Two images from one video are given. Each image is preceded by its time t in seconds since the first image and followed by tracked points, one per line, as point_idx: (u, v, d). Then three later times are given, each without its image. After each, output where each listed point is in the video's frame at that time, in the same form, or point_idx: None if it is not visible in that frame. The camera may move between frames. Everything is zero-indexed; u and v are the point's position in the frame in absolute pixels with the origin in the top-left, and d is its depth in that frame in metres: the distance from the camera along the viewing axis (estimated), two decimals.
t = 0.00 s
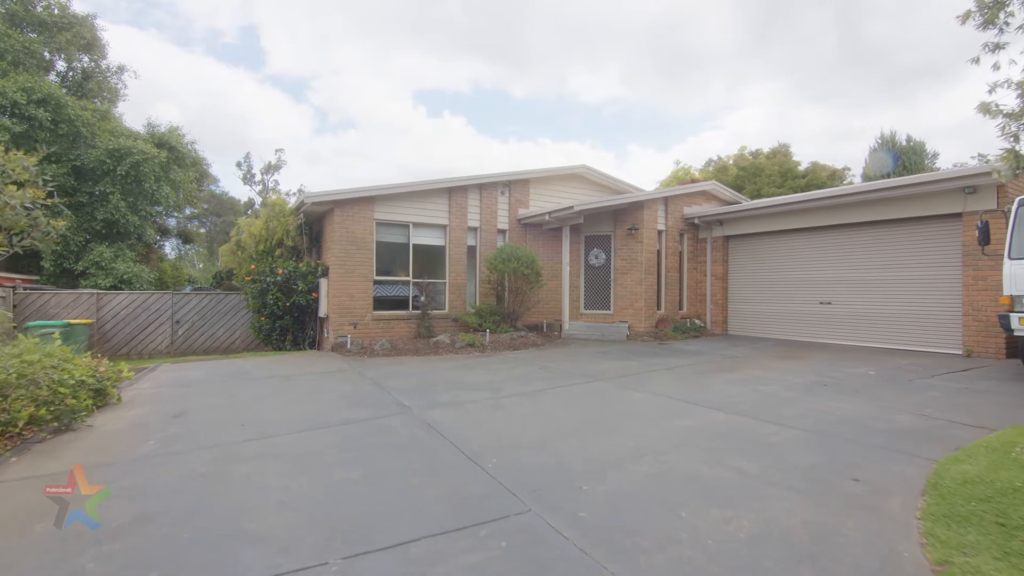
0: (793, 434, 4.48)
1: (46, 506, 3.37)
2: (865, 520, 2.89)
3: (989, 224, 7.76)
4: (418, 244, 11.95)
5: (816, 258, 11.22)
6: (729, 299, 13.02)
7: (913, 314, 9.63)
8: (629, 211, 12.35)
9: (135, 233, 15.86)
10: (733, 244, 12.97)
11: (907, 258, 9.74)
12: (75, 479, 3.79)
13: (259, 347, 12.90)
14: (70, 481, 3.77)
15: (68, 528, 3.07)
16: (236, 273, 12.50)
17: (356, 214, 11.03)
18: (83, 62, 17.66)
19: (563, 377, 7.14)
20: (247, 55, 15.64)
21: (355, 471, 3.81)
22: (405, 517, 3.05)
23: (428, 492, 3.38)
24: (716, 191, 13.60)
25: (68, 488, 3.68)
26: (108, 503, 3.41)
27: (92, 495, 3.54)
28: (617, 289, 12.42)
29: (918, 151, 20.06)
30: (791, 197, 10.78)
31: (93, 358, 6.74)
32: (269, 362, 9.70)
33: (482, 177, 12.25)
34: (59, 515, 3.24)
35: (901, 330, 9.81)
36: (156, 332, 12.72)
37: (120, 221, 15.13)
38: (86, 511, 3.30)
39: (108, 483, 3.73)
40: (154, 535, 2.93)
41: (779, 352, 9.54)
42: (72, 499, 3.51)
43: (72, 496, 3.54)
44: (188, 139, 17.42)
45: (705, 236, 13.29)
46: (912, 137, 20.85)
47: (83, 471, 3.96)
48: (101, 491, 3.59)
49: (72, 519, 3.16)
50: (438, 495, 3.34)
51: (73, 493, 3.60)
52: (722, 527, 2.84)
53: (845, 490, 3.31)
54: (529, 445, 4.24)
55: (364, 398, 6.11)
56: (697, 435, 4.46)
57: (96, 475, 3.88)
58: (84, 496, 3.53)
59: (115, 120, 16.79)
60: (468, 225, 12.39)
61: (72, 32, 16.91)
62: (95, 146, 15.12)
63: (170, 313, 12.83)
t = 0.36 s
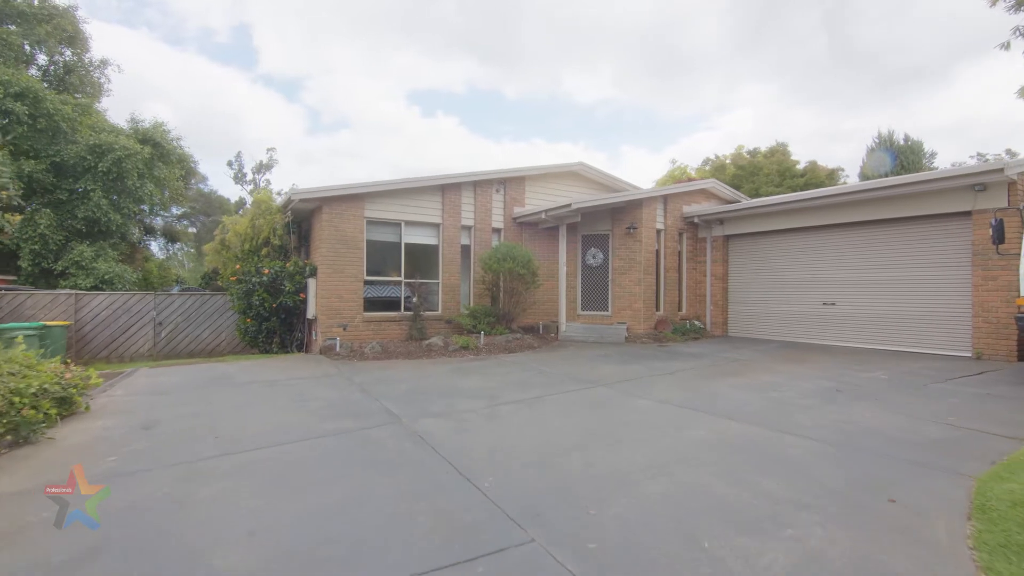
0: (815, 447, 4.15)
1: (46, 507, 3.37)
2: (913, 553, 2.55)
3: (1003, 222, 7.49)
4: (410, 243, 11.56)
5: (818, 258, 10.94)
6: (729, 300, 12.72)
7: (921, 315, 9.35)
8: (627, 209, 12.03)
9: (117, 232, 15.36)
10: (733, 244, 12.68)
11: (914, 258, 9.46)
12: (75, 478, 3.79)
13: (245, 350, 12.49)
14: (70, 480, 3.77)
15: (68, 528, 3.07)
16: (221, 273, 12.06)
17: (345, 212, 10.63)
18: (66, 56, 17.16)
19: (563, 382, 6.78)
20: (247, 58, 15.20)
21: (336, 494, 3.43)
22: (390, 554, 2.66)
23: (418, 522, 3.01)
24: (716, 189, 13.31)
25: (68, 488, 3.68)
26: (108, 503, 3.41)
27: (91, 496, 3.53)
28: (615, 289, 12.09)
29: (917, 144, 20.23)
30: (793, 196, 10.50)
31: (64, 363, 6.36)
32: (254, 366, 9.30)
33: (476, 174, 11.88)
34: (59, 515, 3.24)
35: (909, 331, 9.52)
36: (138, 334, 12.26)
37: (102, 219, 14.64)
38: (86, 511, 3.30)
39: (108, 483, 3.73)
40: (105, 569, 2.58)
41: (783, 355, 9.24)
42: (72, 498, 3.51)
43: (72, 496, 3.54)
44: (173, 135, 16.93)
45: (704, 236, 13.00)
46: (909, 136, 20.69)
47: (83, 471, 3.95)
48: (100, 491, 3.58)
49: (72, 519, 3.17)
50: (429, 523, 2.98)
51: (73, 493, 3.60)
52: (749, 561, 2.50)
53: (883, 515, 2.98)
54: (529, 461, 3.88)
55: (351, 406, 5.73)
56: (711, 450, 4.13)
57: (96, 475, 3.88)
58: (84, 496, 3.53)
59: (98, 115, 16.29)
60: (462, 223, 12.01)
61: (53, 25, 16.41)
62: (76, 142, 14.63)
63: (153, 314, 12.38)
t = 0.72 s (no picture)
0: (837, 462, 3.81)
1: (38, 510, 3.27)
2: None
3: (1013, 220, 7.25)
4: (399, 242, 11.17)
5: (819, 258, 10.68)
6: (727, 301, 12.45)
7: (925, 316, 9.10)
8: (623, 207, 11.72)
9: (96, 230, 14.82)
10: (731, 243, 12.41)
11: (918, 257, 9.20)
12: (75, 478, 3.76)
13: (228, 353, 12.02)
14: (70, 480, 3.74)
15: (68, 528, 3.04)
16: (202, 272, 11.59)
17: (332, 209, 10.22)
18: (43, 48, 16.59)
19: (559, 387, 6.42)
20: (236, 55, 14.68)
21: (310, 519, 3.05)
22: None
23: (402, 552, 2.64)
24: (713, 187, 13.04)
25: (68, 487, 3.65)
26: (108, 502, 3.38)
27: (91, 496, 3.50)
28: (611, 289, 11.77)
29: (912, 143, 20.15)
30: (793, 194, 10.23)
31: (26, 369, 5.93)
32: (235, 369, 8.87)
33: (468, 171, 11.51)
34: (59, 515, 3.21)
35: (913, 333, 9.27)
36: (115, 337, 11.76)
37: (79, 217, 14.10)
38: (86, 511, 3.28)
39: (108, 483, 3.70)
40: None
41: (785, 357, 8.96)
42: (72, 498, 3.47)
43: (71, 496, 3.51)
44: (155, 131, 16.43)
45: (701, 235, 12.72)
46: (903, 136, 20.60)
47: (83, 471, 3.91)
48: (100, 491, 3.55)
49: (72, 519, 3.14)
50: (411, 559, 2.57)
51: (73, 493, 3.57)
52: None
53: (926, 543, 2.64)
54: (527, 479, 3.50)
55: (333, 415, 5.33)
56: (725, 464, 3.78)
57: (97, 475, 3.85)
58: (84, 496, 3.50)
59: (76, 109, 15.73)
60: (453, 222, 11.63)
61: (29, 15, 15.83)
62: (52, 137, 14.10)
63: (131, 316, 11.88)
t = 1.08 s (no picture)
0: (863, 478, 3.50)
1: None
2: None
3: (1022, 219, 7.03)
4: (387, 241, 10.75)
5: (817, 258, 10.44)
6: (723, 302, 12.19)
7: (928, 318, 8.88)
8: (618, 206, 11.41)
9: (69, 228, 14.22)
10: (727, 243, 12.15)
11: (920, 257, 8.98)
12: (75, 479, 3.72)
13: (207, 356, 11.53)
14: (70, 480, 3.71)
15: (67, 528, 3.02)
16: (179, 272, 11.10)
17: (316, 206, 9.79)
18: (15, 39, 15.95)
19: (555, 393, 6.08)
20: (218, 50, 14.21)
21: (281, 552, 2.68)
22: None
23: None
24: (709, 185, 12.76)
25: (68, 487, 3.62)
26: (108, 502, 3.37)
27: (90, 496, 3.47)
28: (605, 290, 11.45)
29: (904, 143, 20.08)
30: (792, 192, 9.98)
31: None
32: (213, 374, 8.42)
33: (458, 168, 11.13)
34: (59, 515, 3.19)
35: (915, 335, 9.05)
36: (88, 339, 11.21)
37: (51, 214, 13.51)
38: (86, 511, 3.25)
39: (108, 483, 3.69)
40: None
41: (785, 360, 8.69)
42: (72, 499, 3.45)
43: (71, 496, 3.48)
44: (132, 125, 15.87)
45: (697, 234, 12.45)
46: (896, 136, 20.55)
47: (83, 471, 3.89)
48: (100, 492, 3.52)
49: (72, 519, 3.12)
50: None
51: (73, 493, 3.55)
52: None
53: None
54: (525, 503, 3.15)
55: (314, 426, 4.94)
56: (742, 481, 3.45)
57: (96, 475, 3.82)
58: (84, 496, 3.48)
59: (49, 102, 15.11)
60: (442, 220, 11.24)
61: None
62: (22, 130, 13.51)
63: (104, 318, 11.34)
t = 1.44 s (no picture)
0: (897, 497, 3.18)
1: None
2: None
3: None
4: (372, 240, 10.33)
5: (816, 258, 10.22)
6: (719, 302, 11.93)
7: (931, 319, 8.67)
8: (611, 204, 11.11)
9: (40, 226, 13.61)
10: (723, 242, 11.89)
11: (922, 257, 8.77)
12: (75, 479, 3.71)
13: (185, 360, 11.03)
14: (70, 480, 3.69)
15: (67, 527, 3.01)
16: (154, 272, 10.60)
17: (298, 203, 9.36)
18: None
19: (552, 400, 5.72)
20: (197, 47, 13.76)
21: None
22: None
23: None
24: (704, 184, 12.51)
25: (68, 487, 3.60)
26: (108, 502, 3.35)
27: (91, 496, 3.46)
28: (599, 291, 11.13)
29: (895, 143, 20.09)
30: (790, 191, 9.75)
31: None
32: (188, 380, 7.98)
33: (447, 164, 10.75)
34: (60, 515, 3.18)
35: (918, 336, 8.84)
36: (58, 343, 10.64)
37: (20, 211, 12.91)
38: (87, 511, 3.24)
39: (108, 483, 3.67)
40: None
41: (785, 363, 8.42)
42: (72, 498, 3.43)
43: (71, 496, 3.46)
44: (108, 119, 15.30)
45: (692, 234, 12.18)
46: (886, 136, 20.53)
47: (83, 471, 3.87)
48: (101, 492, 3.51)
49: (72, 519, 3.11)
50: None
51: (73, 493, 3.52)
52: None
53: None
54: (524, 531, 2.81)
55: (293, 439, 4.54)
56: (765, 501, 3.13)
57: (81, 482, 3.68)
58: (84, 496, 3.46)
59: (19, 95, 14.50)
60: (431, 218, 10.85)
61: None
62: None
63: (75, 320, 10.78)
